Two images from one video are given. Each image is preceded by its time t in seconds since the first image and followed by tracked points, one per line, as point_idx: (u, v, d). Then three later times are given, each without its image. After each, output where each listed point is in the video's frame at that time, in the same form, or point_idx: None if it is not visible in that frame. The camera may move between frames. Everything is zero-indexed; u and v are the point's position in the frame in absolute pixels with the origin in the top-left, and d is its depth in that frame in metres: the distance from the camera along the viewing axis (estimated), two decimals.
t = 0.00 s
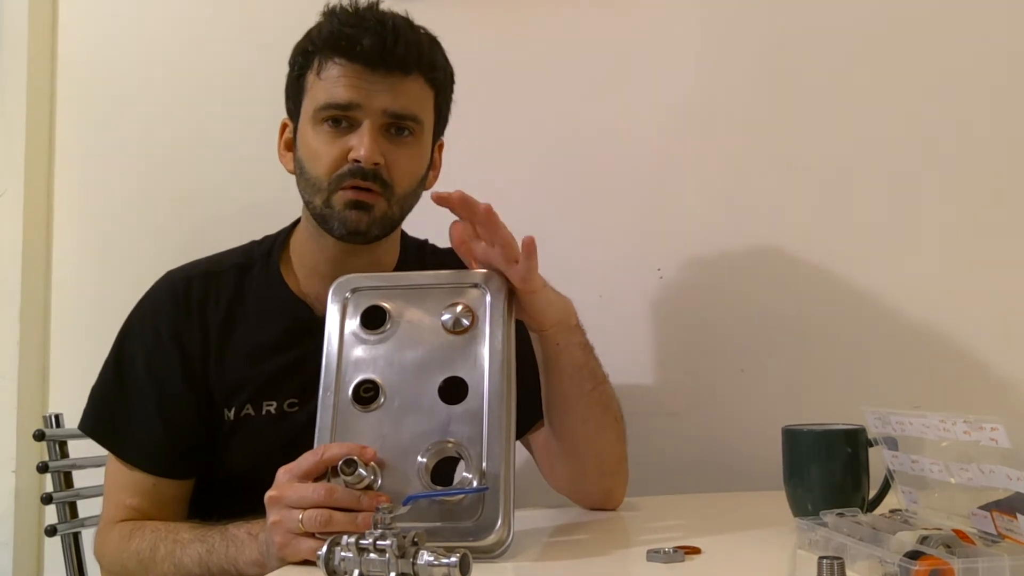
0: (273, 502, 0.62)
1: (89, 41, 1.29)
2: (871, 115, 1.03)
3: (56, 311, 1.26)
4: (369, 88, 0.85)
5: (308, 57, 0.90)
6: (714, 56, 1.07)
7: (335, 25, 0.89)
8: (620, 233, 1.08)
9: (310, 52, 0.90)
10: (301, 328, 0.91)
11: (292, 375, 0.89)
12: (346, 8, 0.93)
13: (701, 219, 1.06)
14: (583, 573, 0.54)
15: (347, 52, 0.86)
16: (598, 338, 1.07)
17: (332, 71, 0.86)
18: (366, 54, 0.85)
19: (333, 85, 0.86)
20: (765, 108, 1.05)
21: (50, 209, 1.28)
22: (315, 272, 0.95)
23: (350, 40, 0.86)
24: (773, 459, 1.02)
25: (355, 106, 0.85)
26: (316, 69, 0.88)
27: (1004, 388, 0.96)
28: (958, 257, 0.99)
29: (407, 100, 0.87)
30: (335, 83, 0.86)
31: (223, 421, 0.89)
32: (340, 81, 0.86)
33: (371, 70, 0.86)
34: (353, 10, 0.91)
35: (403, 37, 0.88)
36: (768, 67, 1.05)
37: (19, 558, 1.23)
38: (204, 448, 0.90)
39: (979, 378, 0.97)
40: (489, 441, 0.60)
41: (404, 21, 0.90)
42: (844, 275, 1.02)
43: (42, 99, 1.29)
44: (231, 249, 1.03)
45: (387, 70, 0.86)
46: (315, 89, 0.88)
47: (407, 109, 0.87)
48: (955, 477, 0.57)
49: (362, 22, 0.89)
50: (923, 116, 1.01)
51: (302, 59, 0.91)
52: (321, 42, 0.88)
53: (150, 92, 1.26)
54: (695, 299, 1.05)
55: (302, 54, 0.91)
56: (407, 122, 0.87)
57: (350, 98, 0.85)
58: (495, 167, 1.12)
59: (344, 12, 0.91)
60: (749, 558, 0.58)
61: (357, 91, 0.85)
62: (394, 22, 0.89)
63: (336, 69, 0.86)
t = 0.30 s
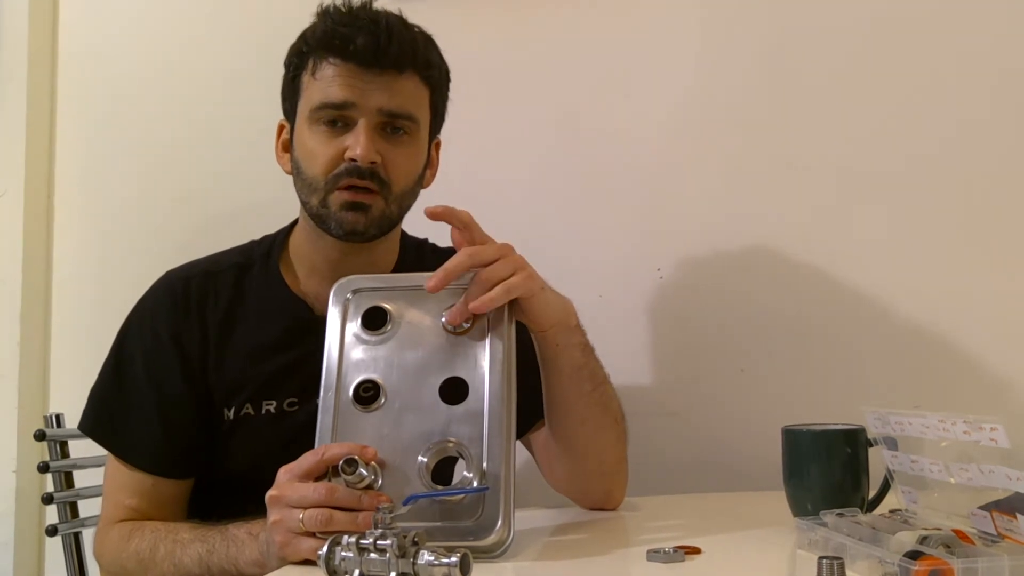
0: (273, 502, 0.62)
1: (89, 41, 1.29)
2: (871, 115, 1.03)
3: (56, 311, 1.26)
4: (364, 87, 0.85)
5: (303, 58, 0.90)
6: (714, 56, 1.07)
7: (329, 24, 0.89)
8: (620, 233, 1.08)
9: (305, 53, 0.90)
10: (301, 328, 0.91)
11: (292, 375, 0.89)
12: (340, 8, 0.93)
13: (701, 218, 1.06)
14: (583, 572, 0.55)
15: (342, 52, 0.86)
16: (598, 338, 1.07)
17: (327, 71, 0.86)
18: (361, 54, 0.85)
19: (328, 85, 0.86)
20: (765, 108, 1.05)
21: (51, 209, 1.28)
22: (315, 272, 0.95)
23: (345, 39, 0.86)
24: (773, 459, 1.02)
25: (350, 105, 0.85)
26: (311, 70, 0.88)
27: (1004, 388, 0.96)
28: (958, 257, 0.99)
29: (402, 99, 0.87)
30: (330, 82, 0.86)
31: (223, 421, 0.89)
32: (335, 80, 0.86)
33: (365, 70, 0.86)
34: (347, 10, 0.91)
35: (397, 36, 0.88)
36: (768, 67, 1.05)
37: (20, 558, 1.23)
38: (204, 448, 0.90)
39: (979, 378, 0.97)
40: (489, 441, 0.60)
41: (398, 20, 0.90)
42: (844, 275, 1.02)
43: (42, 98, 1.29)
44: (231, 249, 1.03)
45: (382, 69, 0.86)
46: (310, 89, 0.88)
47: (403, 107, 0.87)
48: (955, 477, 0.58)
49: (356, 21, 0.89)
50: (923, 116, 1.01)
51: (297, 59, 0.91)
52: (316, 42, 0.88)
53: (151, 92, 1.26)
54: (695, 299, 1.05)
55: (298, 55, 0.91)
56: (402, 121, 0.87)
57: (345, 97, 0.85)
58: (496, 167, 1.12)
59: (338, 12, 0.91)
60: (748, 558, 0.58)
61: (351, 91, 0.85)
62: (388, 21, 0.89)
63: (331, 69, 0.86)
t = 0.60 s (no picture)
0: (274, 502, 0.62)
1: (90, 41, 1.29)
2: (871, 115, 1.03)
3: (56, 311, 1.26)
4: (366, 88, 0.85)
5: (305, 59, 0.90)
6: (714, 56, 1.07)
7: (330, 25, 0.89)
8: (620, 233, 1.08)
9: (306, 53, 0.90)
10: (301, 328, 0.91)
11: (292, 375, 0.89)
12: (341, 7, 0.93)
13: (701, 218, 1.06)
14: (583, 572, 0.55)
15: (343, 53, 0.86)
16: (598, 339, 1.08)
17: (328, 71, 0.86)
18: (362, 54, 0.85)
19: (329, 86, 0.86)
20: (766, 108, 1.05)
21: (51, 209, 1.28)
22: (316, 272, 0.95)
23: (346, 40, 0.86)
24: (773, 459, 1.02)
25: (351, 106, 0.85)
26: (312, 70, 0.88)
27: (1004, 388, 0.96)
28: (958, 258, 0.99)
29: (404, 100, 0.87)
30: (331, 83, 0.86)
31: (224, 421, 0.89)
32: (337, 81, 0.86)
33: (367, 70, 0.86)
34: (348, 10, 0.91)
35: (399, 36, 0.88)
36: (769, 67, 1.05)
37: (20, 558, 1.23)
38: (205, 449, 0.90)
39: (980, 378, 0.97)
40: (489, 441, 0.60)
41: (399, 19, 0.90)
42: (844, 275, 1.02)
43: (43, 98, 1.29)
44: (232, 250, 1.03)
45: (384, 70, 0.86)
46: (311, 90, 0.88)
47: (404, 108, 0.87)
48: (955, 477, 0.58)
49: (357, 22, 0.89)
50: (923, 115, 1.01)
51: (299, 59, 0.91)
52: (317, 43, 0.88)
53: (151, 92, 1.26)
54: (695, 299, 1.05)
55: (299, 55, 0.91)
56: (404, 121, 0.87)
57: (346, 98, 0.85)
58: (496, 168, 1.13)
59: (339, 13, 0.91)
60: (749, 558, 0.58)
61: (353, 92, 0.85)
62: (390, 22, 0.89)
63: (332, 70, 0.86)
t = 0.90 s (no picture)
0: (273, 502, 0.62)
1: (90, 41, 1.29)
2: (871, 115, 1.03)
3: (56, 311, 1.26)
4: (360, 86, 0.85)
5: (296, 63, 0.90)
6: (714, 55, 1.07)
7: (319, 27, 0.89)
8: (620, 233, 1.08)
9: (297, 58, 0.90)
10: (301, 328, 0.91)
11: (292, 375, 0.89)
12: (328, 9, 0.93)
13: (700, 218, 1.06)
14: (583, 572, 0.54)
15: (334, 54, 0.86)
16: (598, 339, 1.08)
17: (321, 73, 0.87)
18: (354, 53, 0.85)
19: (324, 88, 0.86)
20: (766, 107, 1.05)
21: (51, 209, 1.28)
22: (315, 272, 0.95)
23: (336, 41, 0.86)
24: (773, 459, 1.02)
25: (347, 105, 0.85)
26: (305, 74, 0.88)
27: (1005, 388, 0.96)
28: (958, 257, 0.99)
29: (399, 95, 0.87)
30: (325, 84, 0.86)
31: (225, 421, 0.89)
32: (331, 82, 0.86)
33: (359, 69, 0.86)
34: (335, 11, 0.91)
35: (389, 33, 0.88)
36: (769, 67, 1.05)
37: (20, 557, 1.23)
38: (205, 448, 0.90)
39: (980, 378, 0.97)
40: (489, 441, 0.60)
41: (387, 16, 0.90)
42: (844, 275, 1.02)
43: (42, 98, 1.29)
44: (232, 249, 1.03)
45: (376, 67, 0.86)
46: (306, 94, 0.88)
47: (400, 102, 0.87)
48: (954, 477, 0.58)
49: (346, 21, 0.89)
50: (924, 117, 1.01)
51: (290, 65, 0.91)
52: (307, 46, 0.88)
53: (150, 92, 1.26)
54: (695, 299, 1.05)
55: (290, 61, 0.91)
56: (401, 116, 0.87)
57: (341, 98, 0.85)
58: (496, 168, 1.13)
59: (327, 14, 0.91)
60: (748, 558, 0.58)
61: (349, 91, 0.85)
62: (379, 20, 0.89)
63: (325, 72, 0.86)
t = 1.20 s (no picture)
0: (273, 502, 0.62)
1: (89, 41, 1.29)
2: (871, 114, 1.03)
3: (56, 310, 1.26)
4: (322, 81, 0.86)
5: (258, 75, 0.91)
6: (714, 54, 1.06)
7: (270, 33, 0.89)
8: (620, 233, 1.08)
9: (258, 69, 0.90)
10: (301, 328, 0.91)
11: (292, 375, 0.89)
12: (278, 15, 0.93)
13: (700, 218, 1.06)
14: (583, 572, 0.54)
15: (290, 55, 0.86)
16: (598, 338, 1.08)
17: (283, 78, 0.87)
18: (308, 49, 0.85)
19: (288, 90, 0.86)
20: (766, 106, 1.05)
21: (51, 209, 1.28)
22: (314, 272, 0.94)
23: (288, 41, 0.86)
24: (773, 459, 1.02)
25: (313, 103, 0.85)
26: (268, 83, 0.89)
27: (1008, 389, 0.95)
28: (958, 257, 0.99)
29: (362, 83, 0.87)
30: (289, 87, 0.86)
31: (224, 421, 0.89)
32: (294, 82, 0.86)
33: (317, 64, 0.86)
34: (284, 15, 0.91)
35: (339, 23, 0.88)
36: (769, 66, 1.05)
37: (21, 557, 1.23)
38: (205, 449, 0.90)
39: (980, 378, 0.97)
40: (489, 440, 0.60)
41: (334, 8, 0.90)
42: (844, 274, 1.01)
43: (42, 97, 1.29)
44: (231, 249, 1.03)
45: (333, 59, 0.86)
46: (273, 102, 0.88)
47: (364, 90, 0.87)
48: (955, 477, 0.58)
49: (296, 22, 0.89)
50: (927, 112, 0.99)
51: (254, 78, 0.92)
52: (263, 55, 0.89)
53: (150, 91, 1.26)
54: (695, 299, 1.05)
55: (253, 75, 0.92)
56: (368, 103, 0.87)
57: (306, 96, 0.85)
58: (495, 168, 1.14)
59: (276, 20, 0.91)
60: (748, 558, 0.58)
61: (312, 87, 0.85)
62: (326, 12, 0.89)
63: (286, 75, 0.87)
